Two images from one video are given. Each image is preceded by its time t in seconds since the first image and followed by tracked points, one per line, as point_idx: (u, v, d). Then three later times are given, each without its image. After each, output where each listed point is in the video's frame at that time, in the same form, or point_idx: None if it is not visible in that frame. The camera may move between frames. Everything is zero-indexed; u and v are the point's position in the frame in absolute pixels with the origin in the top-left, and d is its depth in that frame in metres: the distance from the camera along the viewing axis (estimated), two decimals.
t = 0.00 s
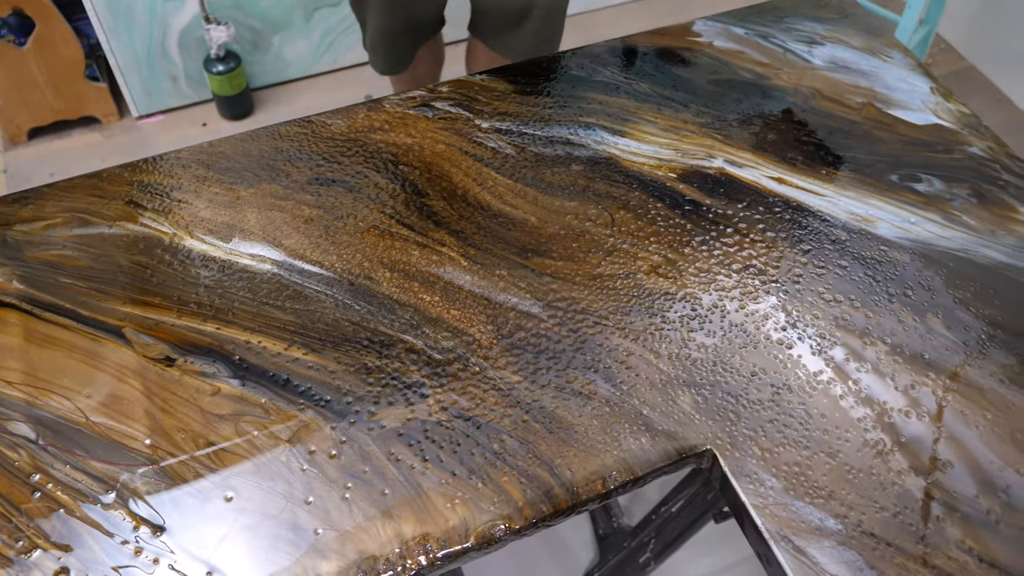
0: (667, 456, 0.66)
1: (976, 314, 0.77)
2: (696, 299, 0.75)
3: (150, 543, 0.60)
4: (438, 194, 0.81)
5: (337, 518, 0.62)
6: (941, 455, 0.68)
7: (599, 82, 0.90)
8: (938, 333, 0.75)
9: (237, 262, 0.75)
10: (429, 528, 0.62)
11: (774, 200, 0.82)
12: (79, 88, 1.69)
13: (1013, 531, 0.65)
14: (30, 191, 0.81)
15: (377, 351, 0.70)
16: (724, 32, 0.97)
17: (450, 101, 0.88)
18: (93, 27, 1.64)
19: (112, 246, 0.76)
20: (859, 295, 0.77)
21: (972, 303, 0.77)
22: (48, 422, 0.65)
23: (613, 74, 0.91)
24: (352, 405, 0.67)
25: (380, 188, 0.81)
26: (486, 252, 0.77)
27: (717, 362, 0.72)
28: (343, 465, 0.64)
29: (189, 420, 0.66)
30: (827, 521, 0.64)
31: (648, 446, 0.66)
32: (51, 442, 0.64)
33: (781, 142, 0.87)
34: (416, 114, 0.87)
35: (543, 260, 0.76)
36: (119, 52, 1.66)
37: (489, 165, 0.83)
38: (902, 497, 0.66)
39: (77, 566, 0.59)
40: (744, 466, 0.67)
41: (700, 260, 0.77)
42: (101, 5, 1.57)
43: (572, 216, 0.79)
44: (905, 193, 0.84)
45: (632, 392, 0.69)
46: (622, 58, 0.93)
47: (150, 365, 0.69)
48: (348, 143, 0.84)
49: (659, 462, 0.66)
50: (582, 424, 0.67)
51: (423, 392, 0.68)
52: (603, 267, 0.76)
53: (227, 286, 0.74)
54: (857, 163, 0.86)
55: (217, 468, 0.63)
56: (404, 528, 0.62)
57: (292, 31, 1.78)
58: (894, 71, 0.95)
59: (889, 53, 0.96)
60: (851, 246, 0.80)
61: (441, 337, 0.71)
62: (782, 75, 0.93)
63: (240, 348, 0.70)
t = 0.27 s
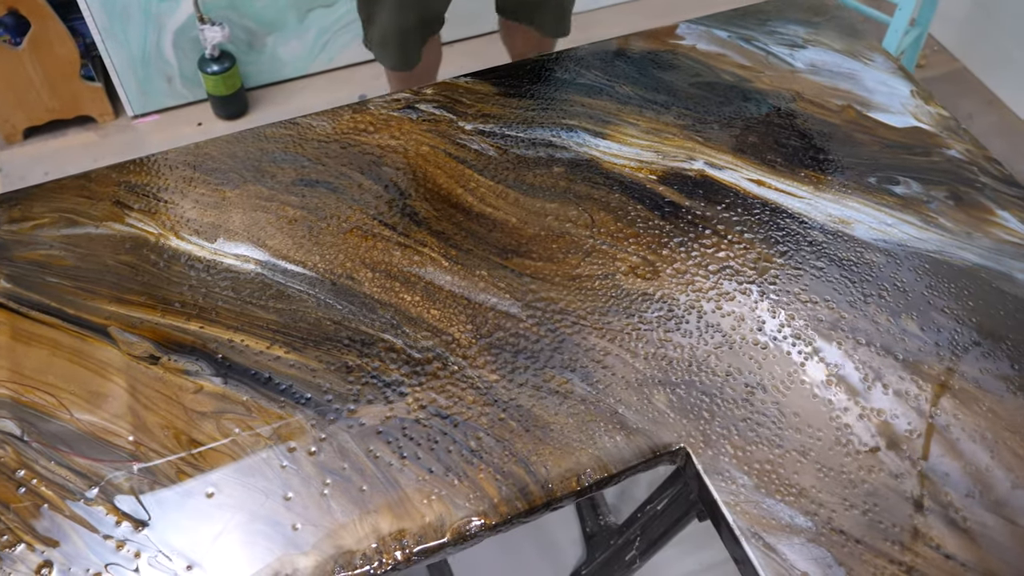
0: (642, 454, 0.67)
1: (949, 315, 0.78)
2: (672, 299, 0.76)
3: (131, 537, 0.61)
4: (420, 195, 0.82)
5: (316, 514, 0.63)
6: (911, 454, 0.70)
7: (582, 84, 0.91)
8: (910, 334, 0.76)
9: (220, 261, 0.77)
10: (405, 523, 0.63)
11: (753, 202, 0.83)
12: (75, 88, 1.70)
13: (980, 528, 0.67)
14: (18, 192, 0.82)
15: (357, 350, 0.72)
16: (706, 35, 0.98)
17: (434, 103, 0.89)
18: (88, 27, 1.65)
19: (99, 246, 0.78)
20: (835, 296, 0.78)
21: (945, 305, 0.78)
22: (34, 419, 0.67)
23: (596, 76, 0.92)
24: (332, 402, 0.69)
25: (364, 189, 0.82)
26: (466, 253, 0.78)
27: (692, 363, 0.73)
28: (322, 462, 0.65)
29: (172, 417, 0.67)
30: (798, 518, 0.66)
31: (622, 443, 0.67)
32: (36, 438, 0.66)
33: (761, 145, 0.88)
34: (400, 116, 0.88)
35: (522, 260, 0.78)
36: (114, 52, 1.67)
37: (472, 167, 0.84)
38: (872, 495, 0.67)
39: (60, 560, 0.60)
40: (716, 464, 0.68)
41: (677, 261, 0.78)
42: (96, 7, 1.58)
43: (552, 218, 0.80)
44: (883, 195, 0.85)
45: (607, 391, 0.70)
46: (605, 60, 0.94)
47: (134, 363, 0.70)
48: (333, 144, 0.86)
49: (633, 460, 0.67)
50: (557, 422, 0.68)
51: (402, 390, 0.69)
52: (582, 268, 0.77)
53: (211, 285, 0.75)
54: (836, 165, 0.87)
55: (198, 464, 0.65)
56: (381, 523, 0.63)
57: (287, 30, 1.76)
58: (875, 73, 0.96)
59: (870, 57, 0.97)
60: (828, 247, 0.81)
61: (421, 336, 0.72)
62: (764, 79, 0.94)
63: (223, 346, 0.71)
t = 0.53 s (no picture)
0: (621, 457, 0.68)
1: (930, 320, 0.78)
2: (655, 303, 0.77)
3: (116, 538, 0.62)
4: (406, 200, 0.82)
5: (298, 515, 0.64)
6: (888, 458, 0.71)
7: (568, 89, 0.92)
8: (890, 339, 0.77)
9: (207, 265, 0.77)
10: (387, 525, 0.64)
11: (736, 206, 0.84)
12: (70, 89, 1.70)
13: (955, 532, 0.67)
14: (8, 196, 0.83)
15: (342, 353, 0.73)
16: (693, 40, 0.98)
17: (421, 108, 0.90)
18: (83, 28, 1.65)
19: (87, 250, 0.78)
20: (816, 300, 0.79)
21: (926, 309, 0.79)
22: (21, 422, 0.67)
23: (583, 81, 0.93)
24: (316, 405, 0.69)
25: (350, 194, 0.83)
26: (451, 258, 0.79)
27: (673, 367, 0.74)
28: (305, 464, 0.66)
29: (158, 419, 0.68)
30: (775, 521, 0.67)
31: (602, 447, 0.68)
32: (24, 440, 0.66)
33: (746, 149, 0.88)
34: (387, 120, 0.89)
35: (506, 265, 0.78)
36: (109, 53, 1.67)
37: (458, 171, 0.85)
38: (849, 499, 0.68)
39: (46, 561, 0.61)
40: (695, 467, 0.69)
41: (660, 265, 0.79)
42: (91, 8, 1.58)
43: (536, 222, 0.81)
44: (866, 200, 0.86)
45: (588, 395, 0.71)
46: (592, 65, 0.95)
47: (121, 366, 0.71)
48: (321, 149, 0.86)
49: (613, 463, 0.67)
50: (538, 426, 0.69)
51: (385, 394, 0.70)
52: (566, 272, 0.78)
53: (198, 289, 0.76)
54: (821, 169, 0.87)
55: (183, 466, 0.66)
56: (363, 525, 0.64)
57: (282, 30, 1.75)
58: (861, 78, 0.96)
59: (856, 61, 0.98)
60: (811, 252, 0.81)
61: (405, 340, 0.73)
62: (751, 83, 0.95)
63: (208, 350, 0.72)
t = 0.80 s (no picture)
0: (601, 454, 0.68)
1: (910, 319, 0.79)
2: (637, 302, 0.77)
3: (100, 534, 0.62)
4: (391, 199, 0.83)
5: (281, 511, 0.64)
6: (866, 455, 0.71)
7: (554, 88, 0.92)
8: (870, 337, 0.78)
9: (194, 263, 0.78)
10: (368, 521, 0.64)
11: (718, 205, 0.84)
12: (65, 86, 1.71)
13: (931, 528, 0.68)
14: None
15: (326, 351, 0.73)
16: (680, 39, 0.99)
17: (408, 107, 0.91)
18: (78, 26, 1.66)
19: (75, 249, 0.79)
20: (797, 299, 0.79)
21: (906, 308, 0.80)
22: (8, 419, 0.68)
23: (569, 80, 0.93)
24: (300, 402, 0.70)
25: (337, 193, 0.84)
26: (435, 257, 0.79)
27: (654, 365, 0.74)
28: (288, 460, 0.67)
29: (143, 416, 0.69)
30: (753, 519, 0.67)
31: (581, 444, 0.69)
32: (10, 437, 0.67)
33: (730, 149, 0.89)
34: (374, 120, 0.89)
35: (489, 263, 0.79)
36: (104, 50, 1.67)
37: (443, 170, 0.85)
38: (826, 496, 0.69)
39: (31, 557, 0.61)
40: (674, 465, 0.69)
41: (643, 264, 0.80)
42: (85, 5, 1.58)
43: (521, 221, 0.82)
44: (849, 200, 0.86)
45: (569, 392, 0.72)
46: (579, 64, 0.95)
47: (107, 363, 0.71)
48: (307, 148, 0.87)
49: (592, 460, 0.68)
50: (519, 423, 0.70)
51: (368, 391, 0.71)
52: (549, 271, 0.79)
53: (184, 288, 0.77)
54: (805, 168, 0.88)
55: (167, 463, 0.66)
56: (344, 521, 0.64)
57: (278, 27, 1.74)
58: (847, 77, 0.96)
59: (842, 61, 0.98)
60: (793, 251, 0.82)
61: (388, 338, 0.74)
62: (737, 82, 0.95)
63: (193, 348, 0.73)
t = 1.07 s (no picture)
0: (579, 455, 0.69)
1: (890, 320, 0.79)
2: (617, 303, 0.77)
3: (78, 535, 0.63)
4: (374, 200, 0.83)
5: (259, 512, 0.65)
6: (843, 456, 0.72)
7: (538, 89, 0.92)
8: (850, 338, 0.78)
9: (175, 264, 0.79)
10: (346, 522, 0.65)
11: (701, 206, 0.85)
12: (57, 85, 1.71)
13: (907, 529, 0.68)
14: None
15: (306, 352, 0.74)
16: (665, 39, 0.99)
17: (392, 108, 0.91)
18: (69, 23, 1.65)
19: (57, 250, 0.79)
20: (777, 300, 0.79)
21: (886, 309, 0.80)
22: None
23: (554, 81, 0.93)
24: (279, 403, 0.71)
25: (319, 194, 0.84)
26: (416, 258, 0.80)
27: (634, 366, 0.74)
28: (267, 461, 0.67)
29: (123, 417, 0.69)
30: (729, 519, 0.68)
31: (559, 445, 0.69)
32: None
33: (714, 150, 0.89)
34: (357, 120, 0.89)
35: (470, 264, 0.79)
36: (96, 48, 1.67)
37: (425, 170, 0.85)
38: (802, 497, 0.69)
39: (10, 558, 0.62)
40: (652, 465, 0.70)
41: (624, 265, 0.80)
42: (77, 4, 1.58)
43: (503, 222, 0.82)
44: (831, 200, 0.86)
45: (548, 393, 0.72)
46: (563, 64, 0.95)
47: (88, 364, 0.72)
48: (291, 149, 0.87)
49: (570, 461, 0.69)
50: (497, 424, 0.70)
51: (347, 392, 0.72)
52: (530, 271, 0.79)
53: (166, 289, 0.77)
54: (788, 169, 0.88)
55: (147, 464, 0.67)
56: (322, 522, 0.65)
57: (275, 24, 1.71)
58: (831, 78, 0.97)
59: (827, 61, 0.98)
60: (775, 253, 0.82)
61: (368, 339, 0.75)
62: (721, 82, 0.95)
63: (174, 349, 0.73)
